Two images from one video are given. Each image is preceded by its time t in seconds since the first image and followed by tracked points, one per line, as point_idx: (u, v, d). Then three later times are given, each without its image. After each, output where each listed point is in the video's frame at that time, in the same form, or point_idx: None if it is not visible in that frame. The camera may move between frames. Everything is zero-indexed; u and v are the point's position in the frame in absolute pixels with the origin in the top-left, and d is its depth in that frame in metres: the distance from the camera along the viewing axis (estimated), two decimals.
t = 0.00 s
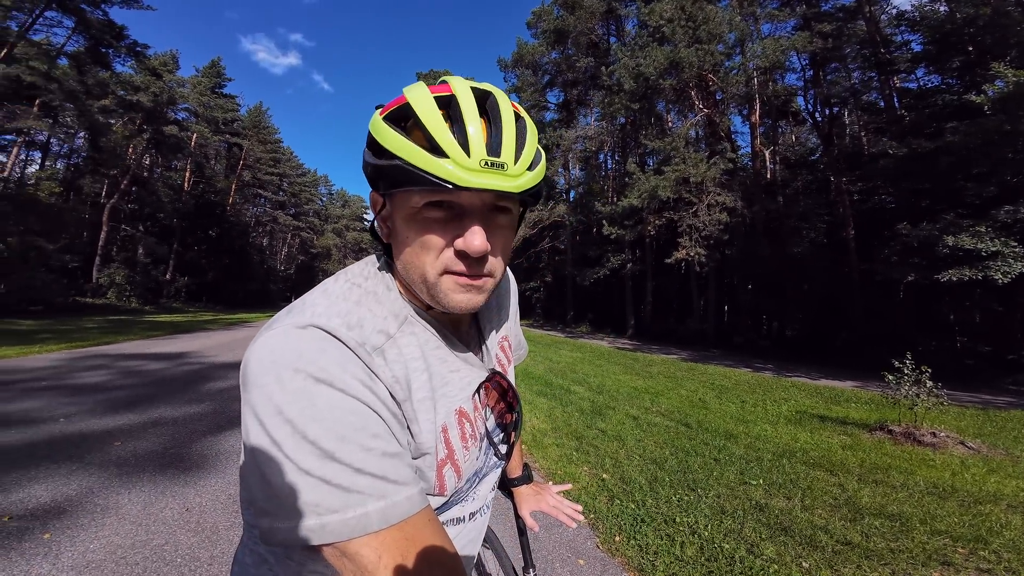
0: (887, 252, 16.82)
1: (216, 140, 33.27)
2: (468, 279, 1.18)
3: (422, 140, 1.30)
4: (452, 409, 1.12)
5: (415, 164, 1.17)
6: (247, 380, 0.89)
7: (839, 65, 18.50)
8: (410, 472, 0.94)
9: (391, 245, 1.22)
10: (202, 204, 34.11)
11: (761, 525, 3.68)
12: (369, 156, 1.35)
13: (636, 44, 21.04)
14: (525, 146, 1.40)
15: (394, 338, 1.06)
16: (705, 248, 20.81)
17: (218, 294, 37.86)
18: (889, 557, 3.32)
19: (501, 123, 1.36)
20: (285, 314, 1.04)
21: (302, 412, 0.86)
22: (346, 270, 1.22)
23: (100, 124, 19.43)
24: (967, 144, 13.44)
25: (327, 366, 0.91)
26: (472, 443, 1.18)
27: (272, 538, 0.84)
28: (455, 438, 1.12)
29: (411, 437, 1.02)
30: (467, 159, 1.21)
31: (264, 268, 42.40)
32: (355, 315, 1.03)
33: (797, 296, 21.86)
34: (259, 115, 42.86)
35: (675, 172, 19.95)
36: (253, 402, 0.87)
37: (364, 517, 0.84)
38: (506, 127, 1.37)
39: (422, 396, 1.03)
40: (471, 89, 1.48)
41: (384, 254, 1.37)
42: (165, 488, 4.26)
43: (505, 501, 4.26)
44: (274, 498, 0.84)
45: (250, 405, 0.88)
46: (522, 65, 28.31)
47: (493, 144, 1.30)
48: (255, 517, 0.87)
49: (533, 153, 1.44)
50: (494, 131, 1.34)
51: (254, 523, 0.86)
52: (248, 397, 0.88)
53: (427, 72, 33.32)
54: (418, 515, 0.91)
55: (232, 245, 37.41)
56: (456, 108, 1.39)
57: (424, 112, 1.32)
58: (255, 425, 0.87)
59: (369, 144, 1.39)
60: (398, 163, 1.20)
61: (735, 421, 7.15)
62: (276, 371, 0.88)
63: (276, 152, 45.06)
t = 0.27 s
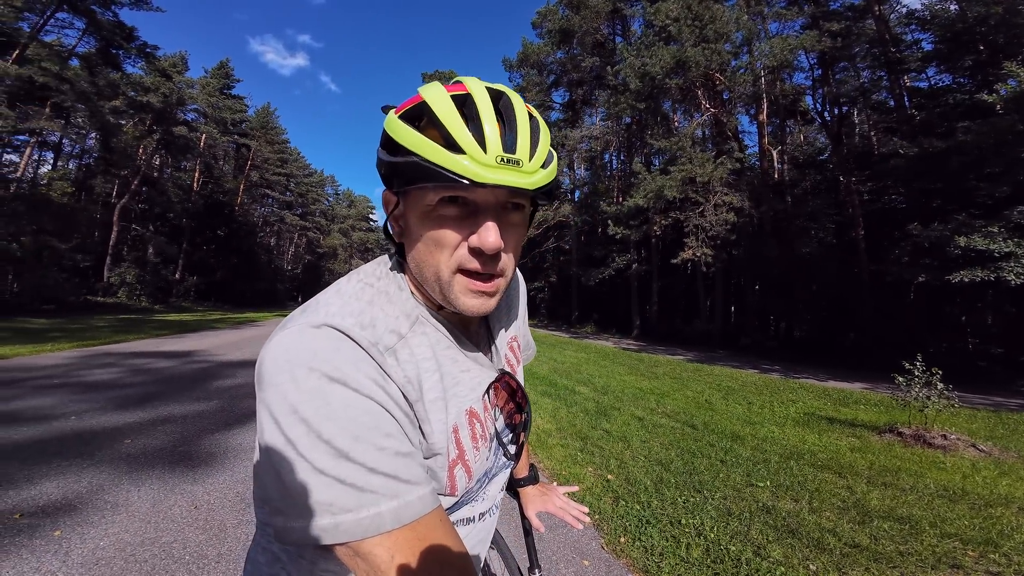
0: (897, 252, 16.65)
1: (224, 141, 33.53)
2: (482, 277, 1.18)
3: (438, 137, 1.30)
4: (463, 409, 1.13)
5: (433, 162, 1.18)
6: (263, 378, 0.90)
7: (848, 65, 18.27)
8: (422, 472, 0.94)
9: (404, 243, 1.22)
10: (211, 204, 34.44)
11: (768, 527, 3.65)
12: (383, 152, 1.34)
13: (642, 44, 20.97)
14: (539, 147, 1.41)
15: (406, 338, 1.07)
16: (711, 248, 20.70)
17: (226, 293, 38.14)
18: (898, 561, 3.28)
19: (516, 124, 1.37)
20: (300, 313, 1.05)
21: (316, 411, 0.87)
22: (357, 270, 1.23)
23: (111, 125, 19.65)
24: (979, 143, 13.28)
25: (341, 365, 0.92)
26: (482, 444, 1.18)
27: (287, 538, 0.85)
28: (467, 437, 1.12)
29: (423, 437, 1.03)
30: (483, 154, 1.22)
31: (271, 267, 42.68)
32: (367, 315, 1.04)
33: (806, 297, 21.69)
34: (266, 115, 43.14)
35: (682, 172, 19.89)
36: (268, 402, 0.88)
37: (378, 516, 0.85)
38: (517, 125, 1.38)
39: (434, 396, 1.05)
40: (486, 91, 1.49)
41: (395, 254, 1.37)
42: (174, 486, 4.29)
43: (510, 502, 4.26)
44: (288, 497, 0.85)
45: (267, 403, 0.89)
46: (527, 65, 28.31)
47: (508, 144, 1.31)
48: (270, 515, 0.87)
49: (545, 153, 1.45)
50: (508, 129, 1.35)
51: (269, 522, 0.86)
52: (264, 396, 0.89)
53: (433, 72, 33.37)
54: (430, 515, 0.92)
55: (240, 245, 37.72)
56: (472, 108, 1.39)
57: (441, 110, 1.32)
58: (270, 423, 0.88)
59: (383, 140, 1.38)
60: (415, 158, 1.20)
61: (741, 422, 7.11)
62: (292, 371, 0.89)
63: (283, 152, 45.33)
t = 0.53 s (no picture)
0: (898, 252, 16.63)
1: (225, 142, 33.57)
2: (491, 275, 1.18)
3: (447, 135, 1.30)
4: (468, 410, 1.13)
5: (443, 160, 1.18)
6: (273, 380, 0.91)
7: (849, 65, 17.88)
8: (429, 472, 0.95)
9: (412, 243, 1.22)
10: (213, 205, 34.53)
11: (770, 527, 3.65)
12: (391, 151, 1.33)
13: (642, 44, 20.99)
14: (546, 146, 1.41)
15: (412, 339, 1.07)
16: (712, 248, 20.71)
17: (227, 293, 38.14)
18: (900, 561, 3.28)
19: (523, 124, 1.38)
20: (307, 315, 1.05)
21: (325, 411, 0.88)
22: (363, 272, 1.23)
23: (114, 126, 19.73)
24: (980, 143, 13.26)
25: (349, 366, 0.93)
26: (487, 443, 1.18)
27: (295, 538, 0.86)
28: (471, 438, 1.13)
29: (429, 438, 1.04)
30: (493, 152, 1.22)
31: (272, 268, 42.69)
32: (375, 316, 1.04)
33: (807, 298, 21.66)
34: (268, 116, 43.23)
35: (683, 173, 19.90)
36: (278, 403, 0.89)
37: (385, 517, 0.85)
38: (523, 125, 1.39)
39: (439, 396, 1.05)
40: (491, 90, 1.49)
41: (401, 255, 1.36)
42: (176, 486, 4.30)
43: (512, 503, 4.26)
44: (297, 496, 0.86)
45: (276, 404, 0.89)
46: (528, 66, 28.36)
47: (517, 143, 1.31)
48: (278, 515, 0.88)
49: (551, 152, 1.46)
50: (514, 128, 1.36)
51: (278, 521, 0.87)
52: (272, 398, 0.89)
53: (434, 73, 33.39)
54: (437, 516, 0.92)
55: (241, 245, 37.74)
56: (479, 107, 1.40)
57: (450, 109, 1.32)
58: (280, 424, 0.88)
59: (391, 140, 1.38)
60: (425, 156, 1.20)
61: (743, 423, 7.10)
62: (300, 371, 0.90)
63: (284, 153, 45.41)
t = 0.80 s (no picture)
0: (889, 252, 16.79)
1: (218, 142, 33.36)
2: (489, 277, 1.18)
3: (445, 139, 1.30)
4: (466, 410, 1.13)
5: (444, 163, 1.18)
6: (270, 381, 0.91)
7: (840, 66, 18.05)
8: (424, 473, 0.95)
9: (411, 244, 1.22)
10: (206, 206, 34.32)
11: (764, 525, 3.69)
12: (390, 153, 1.33)
13: (637, 46, 21.08)
14: (543, 151, 1.42)
15: (408, 341, 1.07)
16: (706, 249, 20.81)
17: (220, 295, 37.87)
18: (892, 558, 3.32)
19: (522, 130, 1.38)
20: (304, 316, 1.06)
21: (321, 412, 0.87)
22: (360, 273, 1.23)
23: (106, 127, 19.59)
24: (969, 144, 13.42)
25: (345, 367, 0.93)
26: (484, 443, 1.18)
27: (292, 538, 0.86)
28: (469, 438, 1.13)
29: (426, 438, 1.03)
30: (493, 157, 1.22)
31: (266, 269, 42.43)
32: (371, 319, 1.04)
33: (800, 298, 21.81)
34: (261, 117, 43.04)
35: (677, 174, 19.99)
36: (275, 404, 0.89)
37: (382, 517, 0.85)
38: (521, 128, 1.39)
39: (436, 396, 1.05)
40: (489, 93, 1.49)
41: (399, 255, 1.36)
42: (172, 488, 4.27)
43: (508, 503, 4.26)
44: (294, 496, 0.86)
45: (273, 406, 0.89)
46: (523, 67, 28.41)
47: (516, 148, 1.31)
48: (275, 516, 0.88)
49: (549, 156, 1.46)
50: (512, 130, 1.36)
51: (275, 522, 0.87)
52: (270, 398, 0.90)
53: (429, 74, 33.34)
54: (433, 516, 0.92)
55: (235, 246, 37.48)
56: (477, 110, 1.40)
57: (450, 113, 1.31)
58: (277, 425, 0.88)
59: (389, 141, 1.37)
60: (425, 160, 1.20)
61: (737, 422, 7.15)
62: (297, 372, 0.90)
63: (278, 154, 45.17)
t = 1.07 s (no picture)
0: (874, 252, 17.05)
1: (205, 142, 32.97)
2: (481, 277, 1.16)
3: (437, 139, 1.28)
4: (458, 409, 1.07)
5: (435, 164, 1.16)
6: (254, 384, 0.84)
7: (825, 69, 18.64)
8: (414, 473, 0.88)
9: (403, 243, 1.20)
10: (192, 206, 33.91)
11: (754, 522, 3.73)
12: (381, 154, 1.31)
13: (628, 47, 21.21)
14: (535, 151, 1.39)
15: (398, 341, 1.00)
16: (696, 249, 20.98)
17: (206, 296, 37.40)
18: (879, 553, 3.38)
19: (516, 130, 1.37)
20: (290, 318, 0.99)
21: (308, 414, 0.81)
22: (348, 275, 1.18)
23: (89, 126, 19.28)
24: (950, 145, 13.68)
25: (332, 369, 0.87)
26: (477, 442, 1.12)
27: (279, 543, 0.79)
28: (460, 438, 1.06)
29: (416, 439, 0.97)
30: (484, 158, 1.21)
31: (254, 270, 41.99)
32: (360, 319, 0.98)
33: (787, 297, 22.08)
34: (249, 116, 42.62)
35: (668, 175, 20.15)
36: (260, 405, 0.83)
37: (371, 518, 0.79)
38: (512, 127, 1.38)
39: (427, 395, 0.99)
40: (482, 93, 1.48)
41: (390, 255, 1.34)
42: (160, 492, 4.22)
43: (502, 503, 4.27)
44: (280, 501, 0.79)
45: (257, 409, 0.83)
46: (515, 67, 28.44)
47: (507, 150, 1.30)
48: (262, 519, 0.82)
49: (541, 156, 1.45)
50: (503, 130, 1.35)
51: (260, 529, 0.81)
52: (254, 401, 0.84)
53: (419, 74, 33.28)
54: (424, 516, 0.86)
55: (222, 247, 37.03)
56: (470, 110, 1.38)
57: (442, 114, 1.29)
58: (261, 429, 0.82)
59: (381, 142, 1.35)
60: (418, 160, 1.17)
61: (727, 420, 7.23)
62: (284, 374, 0.84)
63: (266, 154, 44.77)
